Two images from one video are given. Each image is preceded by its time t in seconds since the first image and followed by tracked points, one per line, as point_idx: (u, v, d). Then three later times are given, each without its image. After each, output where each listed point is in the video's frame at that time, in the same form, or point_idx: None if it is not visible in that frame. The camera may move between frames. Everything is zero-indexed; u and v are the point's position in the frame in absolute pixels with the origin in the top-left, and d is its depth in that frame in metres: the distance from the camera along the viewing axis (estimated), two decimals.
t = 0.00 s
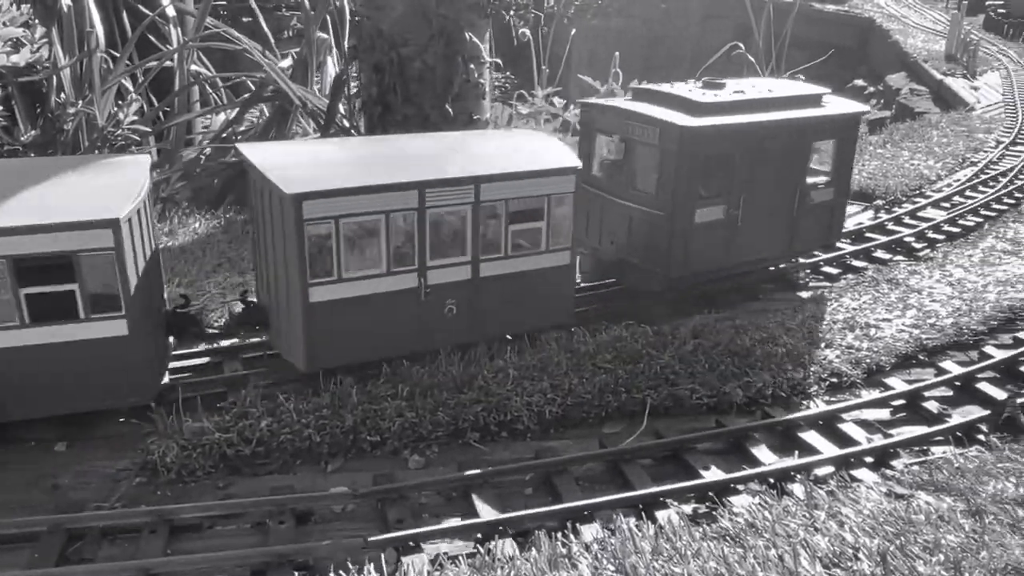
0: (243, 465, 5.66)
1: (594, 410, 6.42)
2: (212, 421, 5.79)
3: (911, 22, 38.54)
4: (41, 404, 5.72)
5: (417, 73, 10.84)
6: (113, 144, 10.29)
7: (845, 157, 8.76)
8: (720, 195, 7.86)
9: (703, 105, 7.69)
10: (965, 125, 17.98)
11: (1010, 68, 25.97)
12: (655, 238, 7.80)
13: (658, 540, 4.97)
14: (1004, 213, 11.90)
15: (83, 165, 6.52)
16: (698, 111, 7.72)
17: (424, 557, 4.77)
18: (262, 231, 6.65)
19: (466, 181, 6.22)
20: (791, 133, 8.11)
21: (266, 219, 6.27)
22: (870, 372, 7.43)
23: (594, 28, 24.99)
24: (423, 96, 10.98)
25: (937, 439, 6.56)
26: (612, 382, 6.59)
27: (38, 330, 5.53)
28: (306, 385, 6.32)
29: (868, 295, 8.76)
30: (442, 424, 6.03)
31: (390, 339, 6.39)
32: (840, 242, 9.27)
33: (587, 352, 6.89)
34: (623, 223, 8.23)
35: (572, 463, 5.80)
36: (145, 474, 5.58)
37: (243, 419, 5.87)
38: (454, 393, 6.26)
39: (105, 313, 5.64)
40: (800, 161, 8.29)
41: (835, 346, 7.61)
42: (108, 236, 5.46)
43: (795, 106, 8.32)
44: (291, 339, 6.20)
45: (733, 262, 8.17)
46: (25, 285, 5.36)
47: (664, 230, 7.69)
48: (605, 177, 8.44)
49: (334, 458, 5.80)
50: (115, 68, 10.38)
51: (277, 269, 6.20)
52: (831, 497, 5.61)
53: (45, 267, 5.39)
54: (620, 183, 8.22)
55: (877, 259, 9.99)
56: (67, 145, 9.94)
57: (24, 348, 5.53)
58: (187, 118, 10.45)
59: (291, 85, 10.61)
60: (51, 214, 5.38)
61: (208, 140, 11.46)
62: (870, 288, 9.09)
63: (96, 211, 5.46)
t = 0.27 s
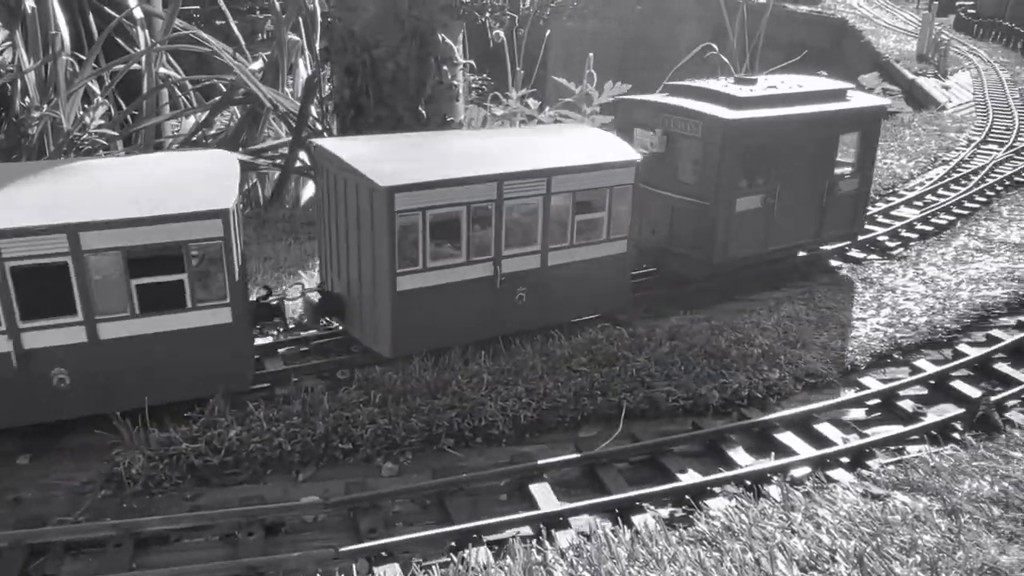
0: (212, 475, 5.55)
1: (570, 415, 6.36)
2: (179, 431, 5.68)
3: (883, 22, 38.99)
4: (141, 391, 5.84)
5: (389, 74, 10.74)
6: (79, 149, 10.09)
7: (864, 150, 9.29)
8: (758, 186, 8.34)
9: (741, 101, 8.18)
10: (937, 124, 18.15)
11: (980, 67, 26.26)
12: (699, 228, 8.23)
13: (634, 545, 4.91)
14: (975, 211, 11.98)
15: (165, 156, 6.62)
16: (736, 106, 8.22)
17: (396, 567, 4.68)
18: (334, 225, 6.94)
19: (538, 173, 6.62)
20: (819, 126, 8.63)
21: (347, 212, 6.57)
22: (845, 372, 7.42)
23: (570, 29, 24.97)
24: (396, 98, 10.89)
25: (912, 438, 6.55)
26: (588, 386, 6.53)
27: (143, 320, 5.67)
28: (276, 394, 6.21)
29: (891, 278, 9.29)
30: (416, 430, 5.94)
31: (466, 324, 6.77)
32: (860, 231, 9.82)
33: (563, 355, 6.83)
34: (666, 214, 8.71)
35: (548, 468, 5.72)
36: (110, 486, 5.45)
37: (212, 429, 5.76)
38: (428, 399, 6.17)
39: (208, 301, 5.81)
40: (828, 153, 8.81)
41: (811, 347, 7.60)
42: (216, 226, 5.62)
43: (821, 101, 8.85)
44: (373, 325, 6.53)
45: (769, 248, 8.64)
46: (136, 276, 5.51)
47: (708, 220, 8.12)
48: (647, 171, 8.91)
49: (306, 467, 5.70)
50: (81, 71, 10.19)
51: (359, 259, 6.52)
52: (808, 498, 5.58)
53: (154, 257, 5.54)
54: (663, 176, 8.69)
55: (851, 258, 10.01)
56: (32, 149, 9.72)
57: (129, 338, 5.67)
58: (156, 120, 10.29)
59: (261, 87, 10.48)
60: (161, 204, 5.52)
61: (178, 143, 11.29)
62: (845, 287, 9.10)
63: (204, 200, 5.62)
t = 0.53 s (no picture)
0: (176, 493, 5.43)
1: (543, 424, 6.28)
2: (142, 448, 5.57)
3: (856, 25, 39.45)
4: (240, 380, 6.14)
5: (359, 80, 10.66)
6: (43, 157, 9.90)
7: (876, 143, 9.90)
8: (785, 179, 8.90)
9: (770, 99, 8.83)
10: (907, 126, 18.30)
11: (949, 69, 26.53)
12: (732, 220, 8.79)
13: (607, 558, 4.84)
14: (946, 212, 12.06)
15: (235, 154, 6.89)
16: (767, 104, 8.85)
17: None
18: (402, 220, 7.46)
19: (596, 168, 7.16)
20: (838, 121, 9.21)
21: (417, 207, 7.07)
22: (818, 376, 7.40)
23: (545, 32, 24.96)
24: (367, 103, 10.78)
25: (886, 442, 6.54)
26: (560, 395, 6.46)
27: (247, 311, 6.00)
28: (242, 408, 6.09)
29: (903, 264, 9.91)
30: (385, 443, 5.84)
31: (530, 310, 7.28)
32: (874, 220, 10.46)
33: (535, 363, 6.75)
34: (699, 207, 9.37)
35: (520, 479, 5.65)
36: (71, 506, 5.31)
37: (176, 445, 5.64)
38: (399, 411, 6.08)
39: (308, 292, 6.19)
40: (846, 147, 9.39)
41: (784, 351, 7.58)
42: (320, 219, 6.04)
43: (837, 99, 9.59)
44: (445, 311, 7.03)
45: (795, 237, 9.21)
46: (248, 268, 5.84)
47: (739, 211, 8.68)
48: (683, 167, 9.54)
49: (273, 482, 5.59)
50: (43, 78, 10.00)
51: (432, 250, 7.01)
52: (781, 506, 5.55)
53: (264, 250, 5.89)
54: (697, 172, 9.33)
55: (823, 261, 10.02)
56: None
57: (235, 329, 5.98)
58: (122, 128, 10.13)
59: (229, 93, 10.36)
60: (270, 198, 5.88)
61: (145, 151, 11.14)
62: (818, 288, 9.09)
63: (309, 195, 6.01)
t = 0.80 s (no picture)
0: (136, 518, 5.32)
1: (512, 440, 6.22)
2: (100, 472, 5.44)
3: (828, 28, 39.80)
4: (332, 373, 6.44)
5: (328, 89, 10.48)
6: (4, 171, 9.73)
7: (882, 141, 10.57)
8: (805, 175, 9.36)
9: (789, 100, 9.27)
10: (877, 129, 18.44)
11: (918, 72, 26.81)
12: (756, 216, 9.34)
13: None
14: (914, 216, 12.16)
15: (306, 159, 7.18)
16: (786, 105, 9.29)
17: None
18: (455, 220, 8.00)
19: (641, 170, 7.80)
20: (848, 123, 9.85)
21: (477, 207, 7.68)
22: (788, 387, 7.40)
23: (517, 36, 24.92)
24: (336, 113, 10.64)
25: (855, 453, 6.54)
26: (529, 410, 6.40)
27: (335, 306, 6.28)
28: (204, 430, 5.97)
29: (911, 253, 10.60)
30: (351, 463, 5.76)
31: (581, 302, 7.91)
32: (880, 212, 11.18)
33: (504, 379, 6.69)
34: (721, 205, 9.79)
35: (488, 498, 5.58)
36: (26, 534, 5.18)
37: (135, 469, 5.52)
38: (365, 430, 5.99)
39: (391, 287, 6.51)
40: (856, 147, 10.03)
41: (754, 361, 7.58)
42: (404, 217, 6.35)
43: (847, 99, 10.13)
44: (505, 303, 7.63)
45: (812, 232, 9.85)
46: (340, 265, 6.13)
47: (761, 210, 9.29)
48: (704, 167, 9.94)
49: (236, 506, 5.48)
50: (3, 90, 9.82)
51: (493, 248, 7.63)
52: (750, 521, 5.51)
53: (353, 247, 6.19)
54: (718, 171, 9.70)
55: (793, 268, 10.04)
56: None
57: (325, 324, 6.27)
58: (85, 140, 9.97)
59: (195, 104, 10.23)
60: (359, 198, 6.20)
61: (109, 163, 10.98)
62: (789, 296, 9.09)
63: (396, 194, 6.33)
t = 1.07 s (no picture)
0: (96, 546, 5.20)
1: (482, 459, 6.14)
2: (59, 500, 5.31)
3: (800, 31, 40.16)
4: (408, 366, 6.68)
5: (296, 100, 10.45)
6: None
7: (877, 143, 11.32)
8: (816, 174, 10.03)
9: (801, 103, 9.94)
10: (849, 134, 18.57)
11: (888, 76, 27.06)
12: (775, 213, 9.96)
13: None
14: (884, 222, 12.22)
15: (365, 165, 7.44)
16: (798, 108, 9.95)
17: None
18: (499, 220, 8.32)
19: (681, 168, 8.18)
20: (851, 123, 10.60)
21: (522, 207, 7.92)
22: (759, 399, 7.39)
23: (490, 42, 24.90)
24: (305, 124, 10.60)
25: (826, 466, 6.54)
26: (499, 428, 6.33)
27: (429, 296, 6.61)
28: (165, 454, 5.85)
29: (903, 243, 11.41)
30: (317, 486, 5.67)
31: (623, 297, 8.25)
32: (877, 207, 11.92)
33: (473, 396, 6.62)
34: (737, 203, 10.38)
35: (456, 519, 5.51)
36: None
37: (95, 495, 5.40)
38: (331, 451, 5.90)
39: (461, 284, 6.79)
40: (854, 147, 10.75)
41: (726, 373, 7.56)
42: (470, 214, 6.60)
43: (846, 101, 10.86)
44: (552, 298, 7.89)
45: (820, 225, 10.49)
46: (413, 262, 6.38)
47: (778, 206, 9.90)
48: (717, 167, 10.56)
49: (199, 532, 5.38)
50: None
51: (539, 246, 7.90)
52: (721, 539, 5.48)
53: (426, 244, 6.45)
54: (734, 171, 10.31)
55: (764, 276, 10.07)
56: None
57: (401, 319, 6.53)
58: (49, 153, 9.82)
59: (161, 116, 10.10)
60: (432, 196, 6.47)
61: (74, 176, 10.82)
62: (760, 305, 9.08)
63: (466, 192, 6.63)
